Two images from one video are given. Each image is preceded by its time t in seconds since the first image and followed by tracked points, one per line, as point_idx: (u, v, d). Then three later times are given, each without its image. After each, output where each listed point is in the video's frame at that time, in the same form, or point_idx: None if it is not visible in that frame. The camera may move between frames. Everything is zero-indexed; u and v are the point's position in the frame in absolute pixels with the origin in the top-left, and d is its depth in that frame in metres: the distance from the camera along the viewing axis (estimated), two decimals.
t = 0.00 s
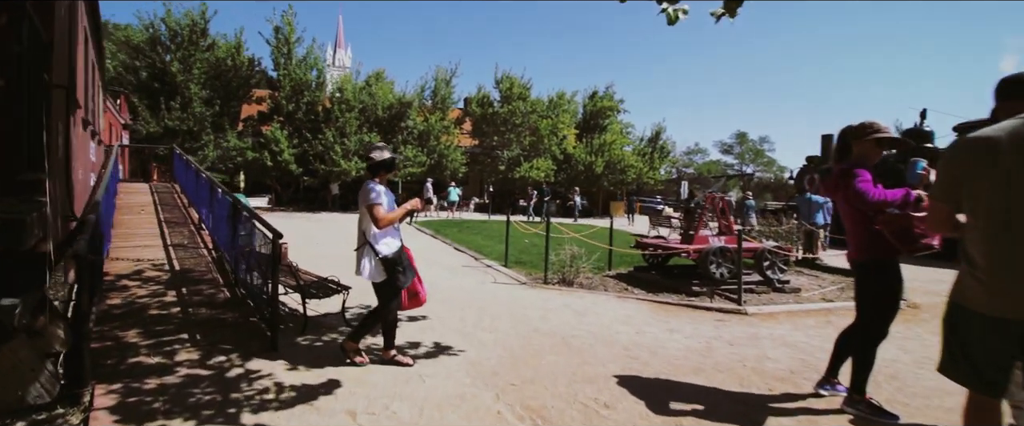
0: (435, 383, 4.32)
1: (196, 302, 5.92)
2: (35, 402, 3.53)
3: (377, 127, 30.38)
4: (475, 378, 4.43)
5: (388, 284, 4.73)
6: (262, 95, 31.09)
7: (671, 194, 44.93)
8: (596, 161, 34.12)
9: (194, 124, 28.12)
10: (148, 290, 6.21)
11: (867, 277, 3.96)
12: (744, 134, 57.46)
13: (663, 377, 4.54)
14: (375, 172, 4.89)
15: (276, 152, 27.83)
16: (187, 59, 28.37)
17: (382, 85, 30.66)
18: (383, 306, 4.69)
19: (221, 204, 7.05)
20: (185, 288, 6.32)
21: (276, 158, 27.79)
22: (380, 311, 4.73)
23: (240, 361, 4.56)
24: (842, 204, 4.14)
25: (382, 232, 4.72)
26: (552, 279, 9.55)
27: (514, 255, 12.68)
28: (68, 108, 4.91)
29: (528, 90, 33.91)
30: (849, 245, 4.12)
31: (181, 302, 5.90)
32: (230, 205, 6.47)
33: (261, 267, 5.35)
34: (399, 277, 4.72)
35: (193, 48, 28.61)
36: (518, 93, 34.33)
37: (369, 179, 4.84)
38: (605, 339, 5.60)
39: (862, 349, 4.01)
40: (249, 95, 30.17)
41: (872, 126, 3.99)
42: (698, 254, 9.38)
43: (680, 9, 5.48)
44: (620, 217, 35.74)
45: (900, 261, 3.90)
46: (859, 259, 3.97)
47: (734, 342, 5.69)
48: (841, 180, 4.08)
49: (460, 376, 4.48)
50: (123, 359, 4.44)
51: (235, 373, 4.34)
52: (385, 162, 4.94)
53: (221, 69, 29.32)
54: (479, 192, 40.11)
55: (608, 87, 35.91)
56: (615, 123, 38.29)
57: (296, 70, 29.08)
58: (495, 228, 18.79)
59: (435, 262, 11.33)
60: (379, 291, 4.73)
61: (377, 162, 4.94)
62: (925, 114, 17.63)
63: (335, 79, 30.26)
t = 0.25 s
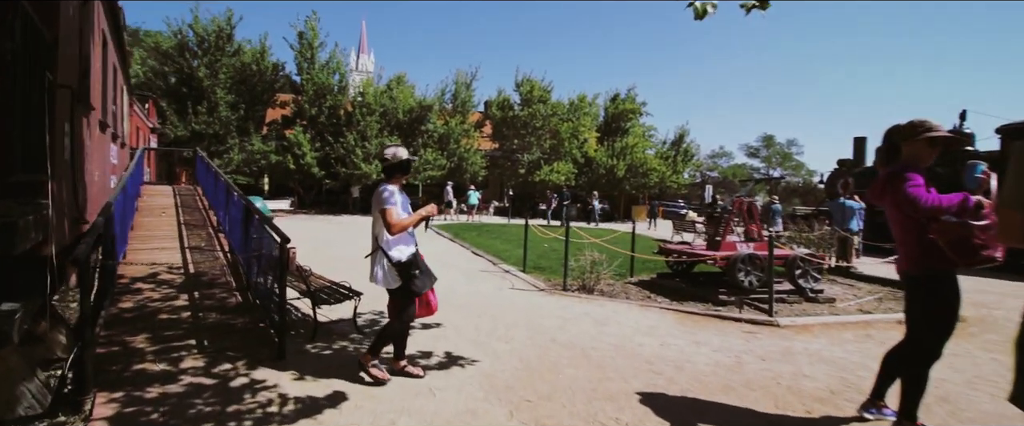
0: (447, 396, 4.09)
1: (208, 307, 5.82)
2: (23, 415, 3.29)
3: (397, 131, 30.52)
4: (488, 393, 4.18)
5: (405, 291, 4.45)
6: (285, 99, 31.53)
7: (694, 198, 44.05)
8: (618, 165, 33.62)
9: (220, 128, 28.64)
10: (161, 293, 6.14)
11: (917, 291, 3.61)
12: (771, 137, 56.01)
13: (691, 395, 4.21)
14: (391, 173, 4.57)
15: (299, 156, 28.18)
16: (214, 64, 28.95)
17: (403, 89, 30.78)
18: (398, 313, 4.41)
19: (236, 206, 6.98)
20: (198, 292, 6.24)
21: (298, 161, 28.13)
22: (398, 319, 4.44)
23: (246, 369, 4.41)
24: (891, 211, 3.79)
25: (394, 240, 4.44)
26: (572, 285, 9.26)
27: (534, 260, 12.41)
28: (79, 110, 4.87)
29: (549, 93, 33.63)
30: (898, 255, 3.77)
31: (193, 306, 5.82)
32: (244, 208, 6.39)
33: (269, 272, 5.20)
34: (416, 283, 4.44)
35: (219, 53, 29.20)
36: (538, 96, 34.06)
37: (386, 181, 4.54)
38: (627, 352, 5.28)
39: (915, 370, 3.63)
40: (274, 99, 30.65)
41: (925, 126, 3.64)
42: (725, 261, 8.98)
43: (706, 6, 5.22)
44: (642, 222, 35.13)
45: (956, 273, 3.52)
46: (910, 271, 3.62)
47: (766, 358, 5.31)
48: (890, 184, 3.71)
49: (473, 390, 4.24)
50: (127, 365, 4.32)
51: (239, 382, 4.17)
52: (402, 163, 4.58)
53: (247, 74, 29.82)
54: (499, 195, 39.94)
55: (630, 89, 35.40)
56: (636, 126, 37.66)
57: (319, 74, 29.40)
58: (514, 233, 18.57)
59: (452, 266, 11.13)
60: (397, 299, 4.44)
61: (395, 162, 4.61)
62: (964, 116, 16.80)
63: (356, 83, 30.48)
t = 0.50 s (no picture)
0: (456, 413, 3.82)
1: (217, 311, 5.69)
2: None
3: (420, 134, 30.59)
4: (501, 410, 3.89)
5: (416, 302, 3.96)
6: (310, 104, 31.94)
7: (722, 202, 42.94)
8: (643, 168, 32.94)
9: (248, 132, 29.16)
10: (172, 297, 6.05)
11: (982, 307, 3.17)
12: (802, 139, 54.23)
13: (722, 417, 3.84)
14: (404, 172, 4.04)
15: (323, 159, 28.48)
16: (242, 70, 29.53)
17: (425, 92, 30.81)
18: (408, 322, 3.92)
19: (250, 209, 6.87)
20: (209, 296, 6.13)
21: (322, 165, 28.43)
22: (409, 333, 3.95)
23: (248, 380, 4.22)
24: (952, 216, 3.34)
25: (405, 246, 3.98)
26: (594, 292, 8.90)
27: (555, 265, 12.08)
28: (89, 109, 4.79)
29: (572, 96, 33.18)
30: (960, 265, 3.33)
31: (203, 310, 5.71)
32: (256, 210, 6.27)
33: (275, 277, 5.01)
34: (429, 293, 3.95)
35: (247, 59, 29.76)
36: (560, 98, 33.50)
37: (400, 182, 4.00)
38: (651, 366, 4.92)
39: (984, 397, 3.19)
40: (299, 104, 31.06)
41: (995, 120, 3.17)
42: (757, 268, 8.48)
43: None
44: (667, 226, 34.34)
45: None
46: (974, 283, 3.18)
47: (805, 376, 4.87)
48: (952, 187, 3.27)
49: (484, 406, 3.96)
50: (128, 373, 4.18)
51: (240, 394, 3.98)
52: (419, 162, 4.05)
53: (273, 79, 30.30)
54: (522, 199, 39.66)
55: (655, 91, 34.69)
56: (662, 128, 36.84)
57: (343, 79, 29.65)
58: (536, 237, 18.25)
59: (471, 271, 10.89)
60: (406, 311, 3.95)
61: (409, 159, 4.05)
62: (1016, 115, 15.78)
63: (380, 87, 30.66)
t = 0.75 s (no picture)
0: None
1: (224, 316, 5.58)
2: None
3: (438, 137, 30.63)
4: None
5: (425, 312, 3.67)
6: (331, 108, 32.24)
7: (747, 204, 41.92)
8: (664, 169, 32.33)
9: (270, 136, 29.56)
10: (181, 300, 5.97)
11: None
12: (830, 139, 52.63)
13: None
14: (408, 175, 3.80)
15: (343, 163, 28.70)
16: (265, 74, 29.99)
17: (444, 95, 30.79)
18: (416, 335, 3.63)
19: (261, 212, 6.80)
20: (218, 300, 6.03)
21: (343, 168, 28.65)
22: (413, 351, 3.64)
23: (249, 389, 4.06)
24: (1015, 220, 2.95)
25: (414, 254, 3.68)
26: (613, 297, 8.58)
27: (573, 269, 11.78)
28: (94, 110, 4.76)
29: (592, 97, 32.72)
30: None
31: (211, 314, 5.61)
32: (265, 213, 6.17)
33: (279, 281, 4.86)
34: (438, 304, 3.68)
35: (270, 64, 30.22)
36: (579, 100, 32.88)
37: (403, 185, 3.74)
38: (672, 380, 4.61)
39: None
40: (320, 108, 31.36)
41: None
42: (786, 275, 8.06)
43: None
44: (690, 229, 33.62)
45: None
46: None
47: (842, 392, 4.51)
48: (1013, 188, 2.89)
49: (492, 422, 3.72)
50: (127, 381, 4.07)
51: (238, 405, 3.82)
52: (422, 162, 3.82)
53: (295, 83, 30.67)
54: (541, 201, 39.35)
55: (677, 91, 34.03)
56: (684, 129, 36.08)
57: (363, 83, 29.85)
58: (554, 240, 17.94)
59: (487, 275, 10.68)
60: (411, 324, 3.65)
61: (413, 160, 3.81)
62: None
63: (399, 90, 30.79)
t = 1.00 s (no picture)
0: None
1: (237, 320, 5.47)
2: None
3: (464, 139, 30.60)
4: None
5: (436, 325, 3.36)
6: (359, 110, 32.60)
7: (782, 205, 40.48)
8: (695, 170, 31.46)
9: (300, 139, 30.05)
10: (197, 303, 5.92)
11: None
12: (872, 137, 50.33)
13: None
14: (414, 176, 3.63)
15: (370, 165, 28.96)
16: (294, 79, 30.55)
17: (469, 96, 30.67)
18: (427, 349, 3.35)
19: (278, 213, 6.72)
20: (232, 304, 5.95)
21: (370, 170, 28.92)
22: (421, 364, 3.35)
23: (253, 399, 3.89)
24: None
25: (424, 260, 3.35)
26: (640, 303, 8.19)
27: (598, 273, 11.40)
28: (108, 111, 4.75)
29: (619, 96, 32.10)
30: None
31: (224, 318, 5.51)
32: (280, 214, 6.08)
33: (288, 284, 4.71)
34: (452, 317, 3.36)
35: (299, 69, 30.75)
36: (606, 99, 32.23)
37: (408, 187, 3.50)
38: (703, 396, 4.23)
39: None
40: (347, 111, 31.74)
41: None
42: (828, 281, 7.51)
43: None
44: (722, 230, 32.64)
45: None
46: None
47: (896, 414, 4.05)
48: None
49: None
50: (132, 387, 3.96)
51: (240, 415, 3.65)
52: (427, 161, 3.62)
53: (324, 87, 31.13)
54: (568, 202, 38.89)
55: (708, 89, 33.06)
56: (715, 128, 35.05)
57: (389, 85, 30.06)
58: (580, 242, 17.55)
59: (509, 278, 10.42)
60: (421, 336, 3.35)
61: (418, 160, 3.63)
62: None
63: (425, 93, 30.91)
